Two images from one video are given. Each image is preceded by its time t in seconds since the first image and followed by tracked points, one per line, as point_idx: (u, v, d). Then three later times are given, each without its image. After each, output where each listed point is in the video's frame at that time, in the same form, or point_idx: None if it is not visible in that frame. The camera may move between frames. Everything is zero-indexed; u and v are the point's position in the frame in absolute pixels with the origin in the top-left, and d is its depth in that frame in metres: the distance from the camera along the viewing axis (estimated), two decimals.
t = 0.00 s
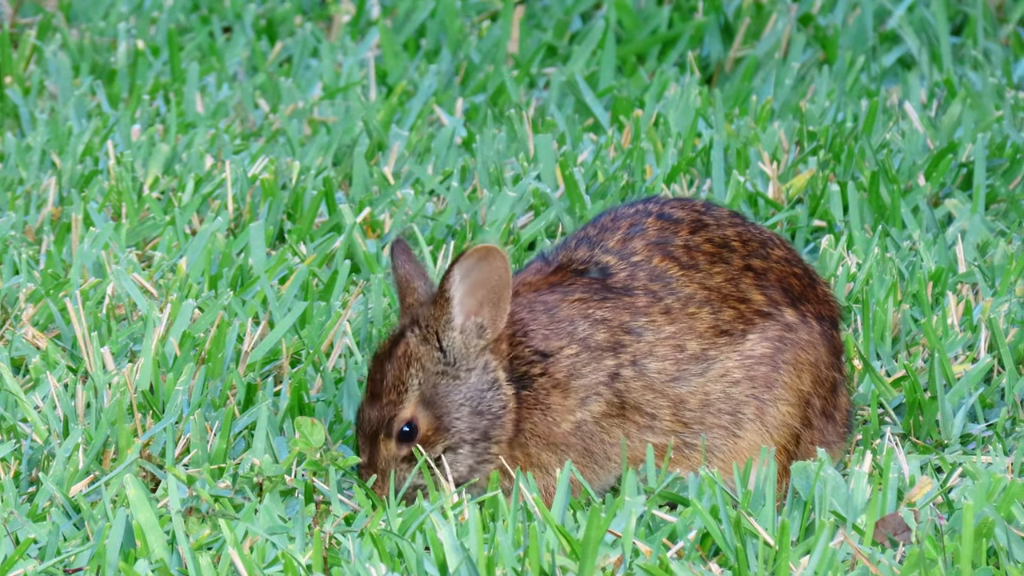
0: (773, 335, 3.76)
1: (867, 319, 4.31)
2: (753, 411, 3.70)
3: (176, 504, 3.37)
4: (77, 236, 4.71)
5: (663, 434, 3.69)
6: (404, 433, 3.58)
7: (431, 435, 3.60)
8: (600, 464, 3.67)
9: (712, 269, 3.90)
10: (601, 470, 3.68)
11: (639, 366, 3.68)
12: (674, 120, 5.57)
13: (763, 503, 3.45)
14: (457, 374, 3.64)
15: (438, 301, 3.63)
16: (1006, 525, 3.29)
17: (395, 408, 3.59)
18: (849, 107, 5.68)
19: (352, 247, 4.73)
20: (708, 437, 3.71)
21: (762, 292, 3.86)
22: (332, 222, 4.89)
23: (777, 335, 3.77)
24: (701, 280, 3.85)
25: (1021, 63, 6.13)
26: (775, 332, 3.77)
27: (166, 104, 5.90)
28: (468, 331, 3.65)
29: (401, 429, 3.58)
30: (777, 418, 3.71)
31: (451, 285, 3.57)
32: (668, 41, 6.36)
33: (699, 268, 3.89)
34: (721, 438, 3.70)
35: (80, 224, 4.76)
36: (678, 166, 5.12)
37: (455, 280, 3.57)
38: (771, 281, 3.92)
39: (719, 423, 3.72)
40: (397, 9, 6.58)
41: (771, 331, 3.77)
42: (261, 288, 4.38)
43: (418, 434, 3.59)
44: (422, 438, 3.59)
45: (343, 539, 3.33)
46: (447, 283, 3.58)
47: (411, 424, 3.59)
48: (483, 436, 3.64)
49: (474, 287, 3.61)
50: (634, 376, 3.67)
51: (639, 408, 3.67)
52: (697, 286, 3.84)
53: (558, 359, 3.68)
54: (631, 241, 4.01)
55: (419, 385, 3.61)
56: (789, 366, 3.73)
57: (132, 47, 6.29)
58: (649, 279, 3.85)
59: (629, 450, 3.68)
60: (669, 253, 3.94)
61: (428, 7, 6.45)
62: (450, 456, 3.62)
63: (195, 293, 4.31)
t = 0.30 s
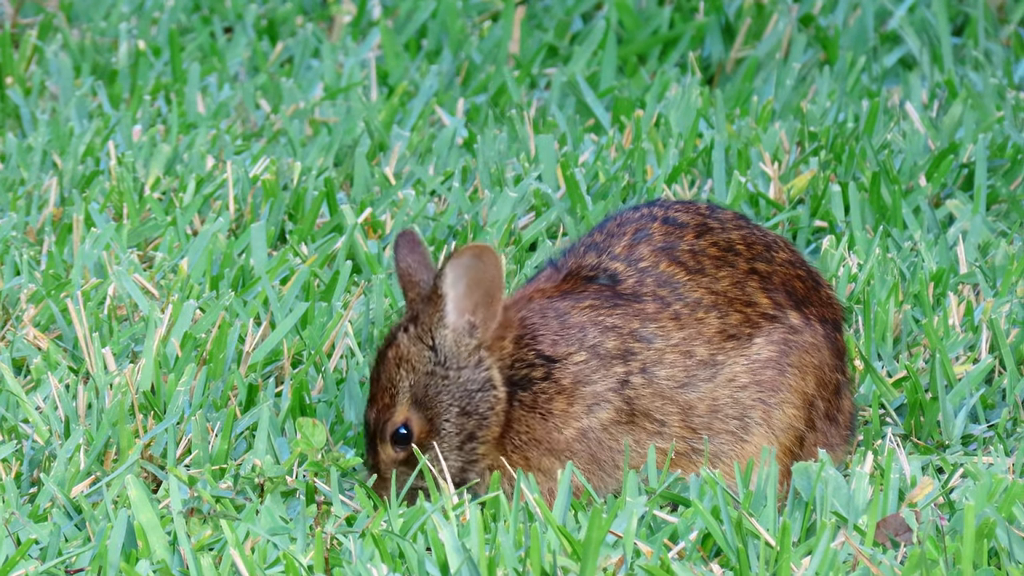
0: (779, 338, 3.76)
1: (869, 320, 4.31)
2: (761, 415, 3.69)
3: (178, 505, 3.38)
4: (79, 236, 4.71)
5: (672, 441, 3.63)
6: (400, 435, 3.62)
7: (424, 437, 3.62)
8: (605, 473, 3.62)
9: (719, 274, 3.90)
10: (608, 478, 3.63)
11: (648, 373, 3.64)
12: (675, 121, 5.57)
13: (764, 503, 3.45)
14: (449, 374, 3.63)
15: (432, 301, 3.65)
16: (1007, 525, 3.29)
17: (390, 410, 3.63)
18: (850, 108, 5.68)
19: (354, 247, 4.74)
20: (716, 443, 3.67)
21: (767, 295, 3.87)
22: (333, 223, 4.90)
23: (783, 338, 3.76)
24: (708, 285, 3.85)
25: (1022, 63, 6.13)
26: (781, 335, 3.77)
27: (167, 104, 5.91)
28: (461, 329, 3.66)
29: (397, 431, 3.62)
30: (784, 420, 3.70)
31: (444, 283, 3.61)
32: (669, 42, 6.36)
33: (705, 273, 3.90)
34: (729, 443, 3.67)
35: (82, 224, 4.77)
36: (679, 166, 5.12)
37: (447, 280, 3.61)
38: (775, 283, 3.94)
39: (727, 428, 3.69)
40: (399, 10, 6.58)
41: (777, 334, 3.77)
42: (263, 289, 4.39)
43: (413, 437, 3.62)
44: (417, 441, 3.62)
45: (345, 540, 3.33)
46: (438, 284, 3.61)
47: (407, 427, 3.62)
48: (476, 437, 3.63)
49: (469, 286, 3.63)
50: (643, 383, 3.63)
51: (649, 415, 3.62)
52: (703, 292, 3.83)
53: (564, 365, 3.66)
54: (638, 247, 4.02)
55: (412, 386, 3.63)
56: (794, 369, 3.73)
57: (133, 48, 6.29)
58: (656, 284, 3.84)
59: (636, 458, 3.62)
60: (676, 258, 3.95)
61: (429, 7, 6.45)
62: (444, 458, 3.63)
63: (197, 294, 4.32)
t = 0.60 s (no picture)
0: (779, 340, 3.76)
1: (867, 321, 4.31)
2: (760, 417, 3.68)
3: (176, 506, 3.37)
4: (77, 237, 4.71)
5: (669, 442, 3.63)
6: (385, 424, 3.67)
7: (411, 429, 3.67)
8: (601, 474, 3.61)
9: (718, 276, 3.90)
10: (604, 479, 3.62)
11: (646, 375, 3.64)
12: (674, 122, 5.57)
13: (764, 504, 3.45)
14: (447, 373, 3.69)
15: (437, 300, 3.70)
16: (1006, 526, 3.29)
17: (382, 395, 3.68)
18: (849, 110, 5.68)
19: (352, 249, 4.74)
20: (714, 445, 3.66)
21: (767, 297, 3.86)
22: (332, 224, 4.89)
23: (783, 340, 3.76)
24: (707, 288, 3.85)
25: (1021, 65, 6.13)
26: (781, 337, 3.76)
27: (166, 106, 5.91)
28: (464, 331, 3.70)
29: (383, 419, 3.67)
30: (783, 423, 3.70)
31: (449, 283, 3.64)
32: (668, 43, 6.36)
33: (704, 276, 3.90)
34: (727, 445, 3.66)
35: (80, 225, 4.76)
36: (678, 167, 5.12)
37: (451, 280, 3.64)
38: (775, 286, 3.94)
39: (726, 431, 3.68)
40: (398, 11, 6.58)
41: (777, 336, 3.76)
42: (261, 290, 4.39)
43: (398, 427, 3.67)
44: (403, 432, 3.67)
45: (343, 541, 3.33)
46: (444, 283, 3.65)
47: (393, 416, 3.67)
48: (469, 437, 3.68)
49: (474, 290, 3.67)
50: (640, 385, 3.63)
51: (647, 416, 3.62)
52: (702, 295, 3.84)
53: (560, 367, 3.66)
54: (636, 251, 4.03)
55: (410, 377, 3.69)
56: (795, 372, 3.73)
57: (132, 49, 6.29)
58: (655, 288, 3.85)
59: (633, 460, 3.62)
60: (674, 262, 3.95)
61: (428, 8, 6.45)
62: (432, 452, 3.67)
63: (195, 295, 4.32)
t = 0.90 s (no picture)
0: (774, 340, 3.77)
1: (867, 320, 4.31)
2: (753, 415, 3.72)
3: (176, 505, 3.37)
4: (77, 236, 4.71)
5: (660, 438, 3.68)
6: (393, 415, 3.58)
7: (420, 420, 3.59)
8: (595, 468, 3.65)
9: (712, 275, 3.90)
10: (598, 472, 3.66)
11: (636, 369, 3.67)
12: (674, 121, 5.57)
13: (763, 503, 3.45)
14: (454, 367, 3.65)
15: (440, 296, 3.66)
16: (1006, 525, 3.29)
17: (390, 390, 3.59)
18: (849, 109, 5.69)
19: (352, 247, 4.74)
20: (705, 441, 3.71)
21: (762, 296, 3.86)
22: (332, 223, 4.89)
23: (778, 339, 3.78)
24: (700, 287, 3.85)
25: (1021, 63, 6.13)
26: (776, 336, 3.78)
27: (166, 104, 5.91)
28: (470, 328, 3.67)
29: (392, 410, 3.58)
30: (778, 423, 3.72)
31: (457, 278, 3.61)
32: (668, 42, 6.36)
33: (698, 274, 3.89)
34: (717, 442, 3.71)
35: (81, 224, 4.76)
36: (678, 167, 5.12)
37: (460, 273, 3.61)
38: (771, 284, 3.93)
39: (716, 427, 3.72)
40: (397, 10, 6.58)
41: (772, 335, 3.78)
42: (262, 289, 4.39)
43: (407, 417, 3.58)
44: (411, 423, 3.58)
45: (344, 539, 3.33)
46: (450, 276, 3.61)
47: (403, 407, 3.58)
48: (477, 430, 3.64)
49: (478, 285, 3.66)
50: (631, 379, 3.66)
51: (638, 412, 3.66)
52: (695, 293, 3.84)
53: (554, 363, 3.67)
54: (630, 248, 4.01)
55: (418, 370, 3.63)
56: (791, 371, 3.75)
57: (132, 48, 6.29)
58: (648, 286, 3.84)
59: (626, 454, 3.65)
60: (668, 260, 3.93)
61: (428, 7, 6.45)
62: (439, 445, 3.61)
63: (195, 294, 4.32)
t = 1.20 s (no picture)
0: (771, 340, 3.77)
1: (868, 318, 4.31)
2: (752, 417, 3.72)
3: (177, 503, 3.37)
4: (77, 234, 4.71)
5: (658, 439, 3.69)
6: (393, 418, 3.58)
7: (421, 423, 3.61)
8: (595, 468, 3.67)
9: (707, 277, 3.89)
10: (597, 472, 3.67)
11: (634, 370, 3.67)
12: (675, 119, 5.56)
13: (764, 502, 3.45)
14: (454, 369, 3.67)
15: (439, 299, 3.67)
16: (1006, 524, 3.29)
17: (388, 393, 3.59)
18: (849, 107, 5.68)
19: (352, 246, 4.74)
20: (702, 442, 3.72)
21: (758, 296, 3.86)
22: (333, 221, 4.89)
23: (776, 339, 3.77)
24: (697, 289, 3.85)
25: (1021, 62, 6.13)
26: (774, 336, 3.78)
27: (166, 102, 5.91)
28: (467, 329, 3.69)
29: (392, 412, 3.58)
30: (777, 424, 3.72)
31: (455, 282, 3.62)
32: (668, 40, 6.36)
33: (694, 277, 3.88)
34: (716, 443, 3.71)
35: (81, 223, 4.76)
36: (678, 165, 5.11)
37: (461, 274, 3.61)
38: (766, 284, 3.92)
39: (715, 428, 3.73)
40: (398, 9, 6.58)
41: (770, 336, 3.78)
42: (262, 287, 4.38)
43: (408, 420, 3.60)
44: (412, 425, 3.60)
45: (344, 538, 3.32)
46: (451, 278, 3.61)
47: (402, 411, 3.59)
48: (478, 432, 3.66)
49: (475, 287, 3.67)
50: (629, 380, 3.66)
51: (636, 413, 3.66)
52: (692, 295, 3.83)
53: (552, 364, 3.68)
54: (626, 251, 3.99)
55: (418, 373, 3.64)
56: (789, 371, 3.75)
57: (132, 46, 6.29)
58: (645, 288, 3.83)
59: (625, 454, 3.67)
60: (664, 262, 3.92)
61: (428, 6, 6.45)
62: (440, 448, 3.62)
63: (195, 292, 4.33)
